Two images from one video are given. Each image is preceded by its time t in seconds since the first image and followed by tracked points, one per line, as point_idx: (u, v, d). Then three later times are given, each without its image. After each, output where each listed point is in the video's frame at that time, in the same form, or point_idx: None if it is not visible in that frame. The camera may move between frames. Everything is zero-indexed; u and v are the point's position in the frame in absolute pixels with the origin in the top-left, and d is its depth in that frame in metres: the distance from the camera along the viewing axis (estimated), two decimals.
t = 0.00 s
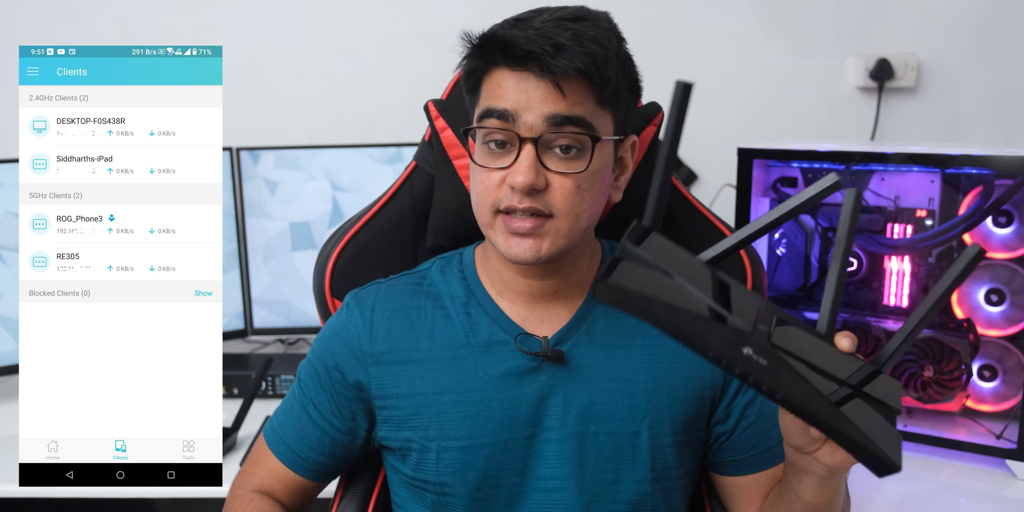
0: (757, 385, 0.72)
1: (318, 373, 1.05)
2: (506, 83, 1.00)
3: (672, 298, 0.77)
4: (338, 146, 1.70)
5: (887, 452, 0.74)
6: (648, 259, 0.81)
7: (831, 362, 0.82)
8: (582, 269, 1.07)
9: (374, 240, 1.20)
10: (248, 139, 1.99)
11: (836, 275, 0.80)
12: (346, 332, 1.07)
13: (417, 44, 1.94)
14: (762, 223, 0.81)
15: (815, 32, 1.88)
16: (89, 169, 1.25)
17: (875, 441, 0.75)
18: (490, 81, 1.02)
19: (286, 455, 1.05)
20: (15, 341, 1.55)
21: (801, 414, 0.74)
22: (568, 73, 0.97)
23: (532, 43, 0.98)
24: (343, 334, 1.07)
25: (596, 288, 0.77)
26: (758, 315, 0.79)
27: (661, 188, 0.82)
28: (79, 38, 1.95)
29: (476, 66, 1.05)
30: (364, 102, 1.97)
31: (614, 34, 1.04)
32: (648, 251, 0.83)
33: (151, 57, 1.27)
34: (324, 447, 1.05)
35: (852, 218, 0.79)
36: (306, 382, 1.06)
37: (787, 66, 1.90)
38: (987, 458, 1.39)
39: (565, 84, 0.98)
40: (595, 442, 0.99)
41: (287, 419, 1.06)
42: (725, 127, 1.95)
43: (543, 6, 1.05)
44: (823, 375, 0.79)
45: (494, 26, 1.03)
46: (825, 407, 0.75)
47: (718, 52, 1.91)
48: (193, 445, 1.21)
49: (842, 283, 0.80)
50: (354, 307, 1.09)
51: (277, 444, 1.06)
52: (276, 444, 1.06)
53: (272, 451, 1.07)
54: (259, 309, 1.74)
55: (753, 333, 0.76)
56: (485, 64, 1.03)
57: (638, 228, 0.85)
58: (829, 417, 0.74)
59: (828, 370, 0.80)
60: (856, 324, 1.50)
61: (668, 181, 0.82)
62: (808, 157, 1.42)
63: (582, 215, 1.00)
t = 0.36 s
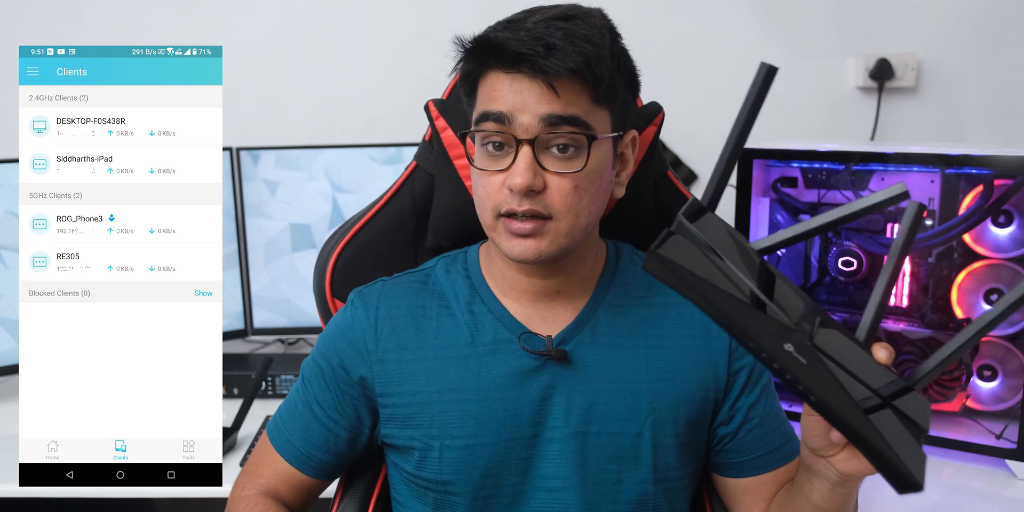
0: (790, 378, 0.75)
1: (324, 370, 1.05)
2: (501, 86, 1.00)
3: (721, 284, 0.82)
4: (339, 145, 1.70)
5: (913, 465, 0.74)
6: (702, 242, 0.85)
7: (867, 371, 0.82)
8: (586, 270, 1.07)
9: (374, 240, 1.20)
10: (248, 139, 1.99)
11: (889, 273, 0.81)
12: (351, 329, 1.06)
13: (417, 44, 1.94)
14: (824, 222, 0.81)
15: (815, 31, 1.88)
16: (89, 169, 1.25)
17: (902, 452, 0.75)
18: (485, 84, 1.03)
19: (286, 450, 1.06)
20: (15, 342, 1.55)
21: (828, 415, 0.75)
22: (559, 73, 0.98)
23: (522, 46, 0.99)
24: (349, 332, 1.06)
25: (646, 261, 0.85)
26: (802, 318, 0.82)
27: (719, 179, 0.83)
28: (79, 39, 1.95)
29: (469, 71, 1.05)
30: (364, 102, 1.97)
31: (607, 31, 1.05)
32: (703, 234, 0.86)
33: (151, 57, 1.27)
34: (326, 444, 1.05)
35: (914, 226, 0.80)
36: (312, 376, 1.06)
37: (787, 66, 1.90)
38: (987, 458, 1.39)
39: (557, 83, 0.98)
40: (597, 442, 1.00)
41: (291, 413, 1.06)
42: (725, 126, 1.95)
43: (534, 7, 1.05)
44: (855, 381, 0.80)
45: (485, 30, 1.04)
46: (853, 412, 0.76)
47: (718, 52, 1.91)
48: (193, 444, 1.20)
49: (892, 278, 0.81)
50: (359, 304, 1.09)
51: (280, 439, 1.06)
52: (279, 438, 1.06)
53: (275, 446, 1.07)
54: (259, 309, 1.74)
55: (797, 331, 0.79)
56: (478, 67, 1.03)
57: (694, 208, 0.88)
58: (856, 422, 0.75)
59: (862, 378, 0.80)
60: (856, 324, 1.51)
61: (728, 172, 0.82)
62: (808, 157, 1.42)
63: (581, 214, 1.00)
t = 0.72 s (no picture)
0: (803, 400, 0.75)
1: (325, 369, 1.05)
2: (509, 76, 1.01)
3: (733, 305, 0.81)
4: (340, 145, 1.70)
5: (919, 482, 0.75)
6: (716, 260, 0.84)
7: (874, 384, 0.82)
8: (588, 269, 1.07)
9: (374, 239, 1.20)
10: (248, 139, 1.99)
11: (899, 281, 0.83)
12: (354, 327, 1.06)
13: (418, 44, 1.94)
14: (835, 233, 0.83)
15: (815, 31, 1.88)
16: (89, 169, 1.25)
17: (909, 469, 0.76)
18: (494, 75, 1.03)
19: (286, 448, 1.06)
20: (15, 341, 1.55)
21: (839, 434, 0.75)
22: (570, 61, 0.99)
23: (534, 33, 0.99)
24: (351, 331, 1.06)
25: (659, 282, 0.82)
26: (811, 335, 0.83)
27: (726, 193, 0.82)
28: (79, 38, 1.95)
29: (476, 63, 1.06)
30: (364, 102, 1.97)
31: (615, 25, 1.06)
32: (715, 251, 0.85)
33: (151, 57, 1.28)
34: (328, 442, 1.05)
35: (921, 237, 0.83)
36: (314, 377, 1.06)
37: (787, 66, 1.90)
38: (987, 458, 1.39)
39: (567, 72, 0.99)
40: (600, 440, 1.00)
41: (292, 414, 1.06)
42: (726, 126, 1.95)
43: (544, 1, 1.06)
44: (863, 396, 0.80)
45: (495, 21, 1.05)
46: (864, 431, 0.76)
47: (717, 52, 1.91)
48: (193, 444, 1.20)
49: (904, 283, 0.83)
50: (361, 303, 1.09)
51: (281, 437, 1.06)
52: (279, 438, 1.06)
53: (275, 445, 1.07)
54: (260, 309, 1.74)
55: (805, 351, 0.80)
56: (487, 58, 1.04)
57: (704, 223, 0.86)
58: (866, 440, 0.75)
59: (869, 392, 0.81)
60: (855, 324, 1.50)
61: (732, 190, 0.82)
62: (808, 157, 1.42)
63: (587, 207, 1.00)
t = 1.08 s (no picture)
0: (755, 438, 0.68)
1: (331, 366, 1.05)
2: (506, 76, 1.02)
3: (676, 344, 0.71)
4: (340, 146, 1.70)
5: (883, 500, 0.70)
6: (650, 299, 0.73)
7: (830, 394, 0.75)
8: (589, 263, 1.08)
9: (374, 238, 1.20)
10: (247, 139, 1.99)
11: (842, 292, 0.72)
12: (356, 325, 1.07)
13: (417, 44, 1.94)
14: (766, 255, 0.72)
15: (815, 31, 1.88)
16: (89, 169, 1.25)
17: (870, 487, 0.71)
18: (491, 75, 1.04)
19: (301, 454, 1.03)
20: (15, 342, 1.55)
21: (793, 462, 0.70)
22: (566, 59, 0.99)
23: (529, 31, 1.00)
24: (354, 329, 1.07)
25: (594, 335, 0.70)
26: (760, 356, 0.74)
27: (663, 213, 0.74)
28: (79, 39, 1.95)
29: (471, 64, 1.06)
30: (364, 102, 1.97)
31: (608, 23, 1.07)
32: (649, 288, 0.74)
33: (151, 57, 1.28)
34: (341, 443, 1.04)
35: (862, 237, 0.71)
36: (326, 378, 1.06)
37: (787, 66, 1.90)
38: (986, 458, 1.39)
39: (563, 70, 1.00)
40: (600, 436, 1.00)
41: (301, 416, 1.05)
42: (725, 126, 1.95)
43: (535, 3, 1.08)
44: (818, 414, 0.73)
45: (491, 22, 1.05)
46: (821, 456, 0.70)
47: (718, 52, 1.91)
48: (193, 445, 1.21)
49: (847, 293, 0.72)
50: (362, 301, 1.09)
51: (286, 438, 1.04)
52: (286, 443, 1.04)
53: (279, 446, 1.04)
54: (260, 309, 1.74)
55: (753, 379, 0.72)
56: (483, 58, 1.05)
57: (636, 259, 0.75)
58: (821, 466, 0.70)
59: (825, 405, 0.74)
60: (856, 324, 1.50)
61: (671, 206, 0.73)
62: (809, 157, 1.42)
63: (587, 203, 1.00)
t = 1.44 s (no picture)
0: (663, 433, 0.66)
1: (338, 364, 1.06)
2: (532, 74, 1.01)
3: (585, 351, 0.70)
4: (341, 146, 1.70)
5: (797, 486, 0.67)
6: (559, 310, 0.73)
7: (748, 385, 0.74)
8: (585, 263, 1.11)
9: (374, 239, 1.20)
10: (247, 139, 1.99)
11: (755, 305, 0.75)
12: (358, 326, 1.10)
13: (417, 44, 1.94)
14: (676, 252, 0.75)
15: (815, 31, 1.88)
16: (89, 169, 1.25)
17: (785, 472, 0.68)
18: (514, 72, 1.03)
19: (323, 454, 0.98)
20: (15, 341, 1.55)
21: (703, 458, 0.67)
22: (596, 59, 1.02)
23: (564, 30, 1.01)
24: (356, 330, 1.09)
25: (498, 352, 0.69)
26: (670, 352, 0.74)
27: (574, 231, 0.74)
28: (79, 39, 1.94)
29: (493, 60, 1.05)
30: (364, 102, 1.97)
31: (622, 28, 1.11)
32: (562, 300, 0.74)
33: (151, 57, 1.28)
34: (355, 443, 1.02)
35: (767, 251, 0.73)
36: (340, 377, 1.05)
37: (787, 66, 1.90)
38: (986, 458, 1.39)
39: (592, 70, 1.02)
40: (596, 431, 1.01)
41: (315, 419, 1.01)
42: (725, 126, 1.95)
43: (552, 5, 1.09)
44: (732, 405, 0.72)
45: (513, 19, 1.06)
46: (733, 447, 0.68)
47: (717, 52, 1.91)
48: (193, 445, 1.22)
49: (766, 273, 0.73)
50: (360, 302, 1.13)
51: (302, 439, 0.99)
52: (302, 447, 0.98)
53: (292, 450, 0.99)
54: (260, 309, 1.74)
55: (661, 377, 0.70)
56: (507, 55, 1.04)
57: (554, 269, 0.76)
58: (732, 456, 0.67)
59: (742, 396, 0.73)
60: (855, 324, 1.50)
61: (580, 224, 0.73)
62: (809, 157, 1.41)
63: (604, 203, 1.02)
